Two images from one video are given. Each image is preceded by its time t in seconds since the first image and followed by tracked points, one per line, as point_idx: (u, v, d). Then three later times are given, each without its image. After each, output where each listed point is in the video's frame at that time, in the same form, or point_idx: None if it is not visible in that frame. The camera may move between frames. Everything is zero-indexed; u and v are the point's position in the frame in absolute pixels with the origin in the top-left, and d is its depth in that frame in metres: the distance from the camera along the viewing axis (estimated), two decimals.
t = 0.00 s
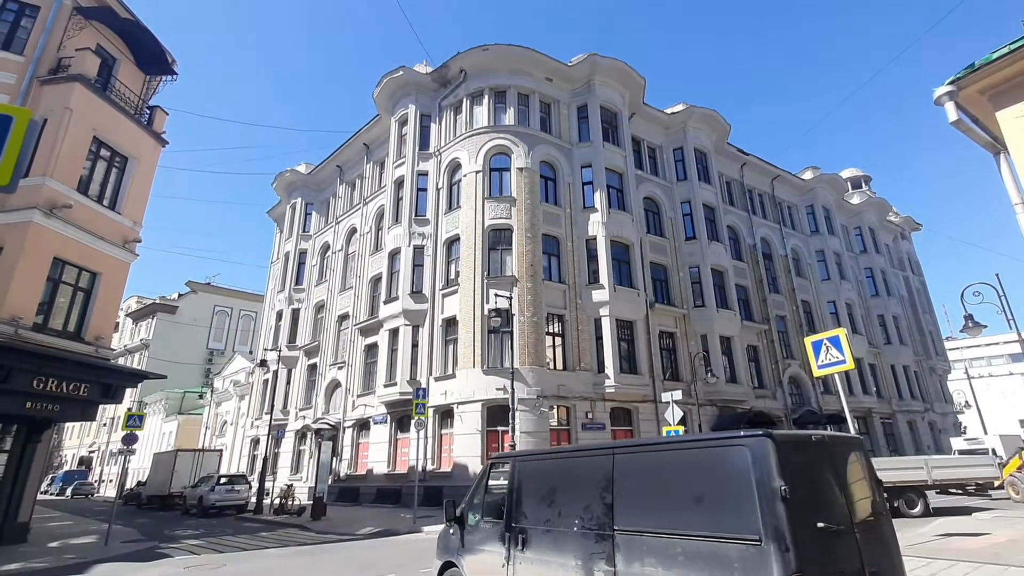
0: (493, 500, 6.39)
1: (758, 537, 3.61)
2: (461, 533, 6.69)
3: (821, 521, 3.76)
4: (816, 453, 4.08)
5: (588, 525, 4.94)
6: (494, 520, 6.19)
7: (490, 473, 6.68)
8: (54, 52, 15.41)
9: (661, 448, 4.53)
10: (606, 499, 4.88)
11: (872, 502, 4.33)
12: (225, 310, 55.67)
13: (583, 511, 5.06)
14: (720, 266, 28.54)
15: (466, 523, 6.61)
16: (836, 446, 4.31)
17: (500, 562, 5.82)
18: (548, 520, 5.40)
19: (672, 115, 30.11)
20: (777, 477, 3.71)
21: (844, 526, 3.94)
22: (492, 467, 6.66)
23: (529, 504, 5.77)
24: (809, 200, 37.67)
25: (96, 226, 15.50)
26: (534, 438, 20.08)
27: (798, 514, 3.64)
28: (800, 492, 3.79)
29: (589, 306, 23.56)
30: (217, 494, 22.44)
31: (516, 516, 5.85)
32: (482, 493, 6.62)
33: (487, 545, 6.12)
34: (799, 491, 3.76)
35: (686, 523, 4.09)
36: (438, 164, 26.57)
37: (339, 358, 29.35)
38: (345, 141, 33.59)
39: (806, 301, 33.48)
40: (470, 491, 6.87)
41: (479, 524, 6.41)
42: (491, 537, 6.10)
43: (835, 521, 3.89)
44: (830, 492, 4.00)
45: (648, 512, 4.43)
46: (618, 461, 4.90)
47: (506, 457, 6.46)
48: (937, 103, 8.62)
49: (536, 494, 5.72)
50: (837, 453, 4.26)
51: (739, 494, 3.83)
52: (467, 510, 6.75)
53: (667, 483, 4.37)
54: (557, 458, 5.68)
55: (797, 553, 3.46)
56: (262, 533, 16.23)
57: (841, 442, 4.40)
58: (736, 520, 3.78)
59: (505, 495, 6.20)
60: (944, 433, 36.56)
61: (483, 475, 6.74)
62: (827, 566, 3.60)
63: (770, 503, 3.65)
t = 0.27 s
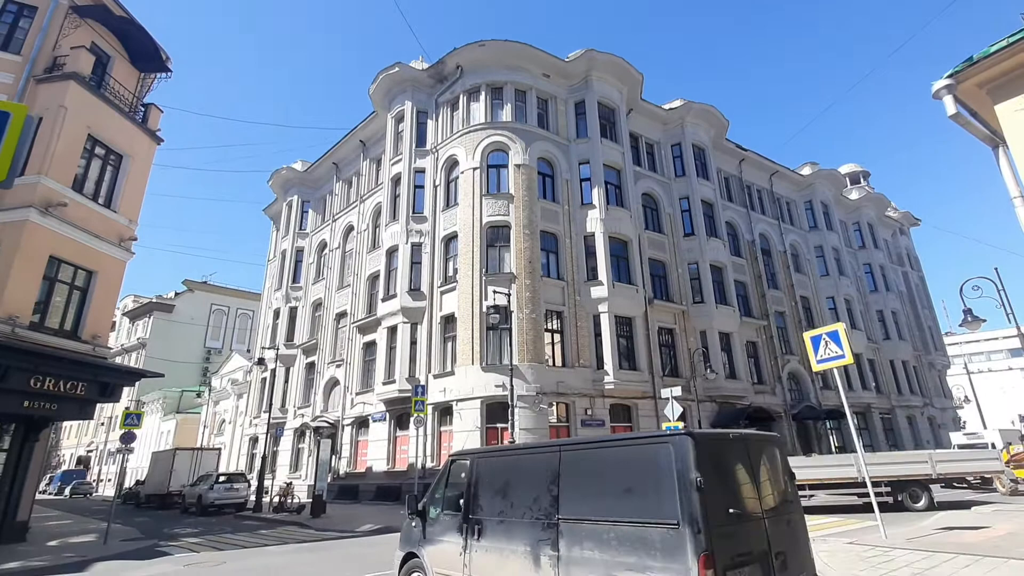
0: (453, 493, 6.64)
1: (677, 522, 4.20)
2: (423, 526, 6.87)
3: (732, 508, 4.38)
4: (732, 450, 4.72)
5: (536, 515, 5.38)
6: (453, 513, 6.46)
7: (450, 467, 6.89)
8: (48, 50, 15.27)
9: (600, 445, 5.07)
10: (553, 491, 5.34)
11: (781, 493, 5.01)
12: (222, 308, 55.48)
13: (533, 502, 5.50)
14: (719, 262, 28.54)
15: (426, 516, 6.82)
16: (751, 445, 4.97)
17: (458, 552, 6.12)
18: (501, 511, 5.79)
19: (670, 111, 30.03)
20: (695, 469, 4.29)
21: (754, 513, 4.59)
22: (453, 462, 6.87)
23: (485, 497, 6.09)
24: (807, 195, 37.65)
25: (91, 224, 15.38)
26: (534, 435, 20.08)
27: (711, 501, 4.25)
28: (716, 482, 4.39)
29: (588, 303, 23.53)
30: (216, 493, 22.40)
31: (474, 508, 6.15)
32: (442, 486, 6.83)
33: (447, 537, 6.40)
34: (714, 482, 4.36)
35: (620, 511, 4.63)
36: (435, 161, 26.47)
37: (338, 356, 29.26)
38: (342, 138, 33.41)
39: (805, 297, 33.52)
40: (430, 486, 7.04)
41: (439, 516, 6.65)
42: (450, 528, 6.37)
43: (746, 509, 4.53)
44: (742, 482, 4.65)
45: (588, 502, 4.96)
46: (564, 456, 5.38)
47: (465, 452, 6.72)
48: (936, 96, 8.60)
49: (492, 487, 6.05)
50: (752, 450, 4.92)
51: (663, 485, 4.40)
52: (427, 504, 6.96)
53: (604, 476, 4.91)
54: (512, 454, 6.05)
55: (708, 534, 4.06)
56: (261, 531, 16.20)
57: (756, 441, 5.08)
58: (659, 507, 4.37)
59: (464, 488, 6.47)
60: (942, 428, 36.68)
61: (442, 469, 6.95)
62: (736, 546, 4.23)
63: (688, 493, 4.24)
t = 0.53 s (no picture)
0: (414, 491, 7.02)
1: (610, 510, 4.85)
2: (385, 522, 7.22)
3: (658, 498, 5.08)
4: (660, 448, 5.47)
5: (490, 509, 5.92)
6: (413, 509, 6.85)
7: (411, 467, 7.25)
8: (47, 52, 15.32)
9: (548, 445, 5.70)
10: (505, 487, 5.90)
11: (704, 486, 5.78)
12: (223, 310, 55.62)
13: (487, 497, 6.02)
14: (718, 259, 28.57)
15: (388, 513, 7.18)
16: (677, 443, 5.74)
17: (418, 546, 6.54)
18: (458, 507, 6.26)
19: (669, 109, 30.05)
20: (626, 464, 4.97)
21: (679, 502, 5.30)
22: (415, 462, 7.23)
23: (444, 493, 6.54)
24: (807, 191, 37.65)
25: (92, 227, 15.45)
26: (536, 433, 20.13)
27: (640, 491, 4.94)
28: (644, 475, 5.10)
29: (589, 301, 23.58)
30: (220, 493, 22.49)
31: (433, 504, 6.59)
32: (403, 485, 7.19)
33: (408, 532, 6.79)
34: (643, 475, 5.07)
35: (563, 503, 5.26)
36: (435, 161, 26.53)
37: (339, 356, 29.35)
38: (342, 138, 33.48)
39: (805, 293, 33.53)
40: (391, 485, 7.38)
41: (400, 513, 7.03)
42: (410, 524, 6.77)
43: (671, 498, 5.24)
44: (668, 476, 5.37)
45: (535, 496, 5.56)
46: (516, 455, 5.95)
47: (427, 452, 7.10)
48: (934, 91, 8.60)
49: (452, 485, 6.51)
50: (678, 448, 5.69)
51: (600, 478, 5.06)
52: (389, 502, 7.31)
53: (550, 471, 5.56)
54: (469, 453, 6.54)
55: (636, 520, 4.73)
56: (265, 531, 16.27)
57: (682, 440, 5.85)
58: (596, 497, 5.03)
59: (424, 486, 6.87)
60: (943, 423, 36.69)
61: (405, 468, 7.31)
62: (660, 531, 4.92)
63: (620, 484, 4.91)
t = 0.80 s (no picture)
0: (372, 491, 7.54)
1: (554, 504, 5.56)
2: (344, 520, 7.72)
3: (595, 493, 5.81)
4: (600, 450, 6.24)
5: (445, 506, 6.54)
6: (371, 507, 7.39)
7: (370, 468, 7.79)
8: (49, 52, 15.37)
9: (500, 447, 6.38)
10: (461, 486, 6.53)
11: (640, 483, 6.54)
12: (225, 309, 55.75)
13: (442, 495, 6.65)
14: (719, 257, 28.57)
15: (347, 512, 7.67)
16: (616, 446, 6.52)
17: (376, 542, 7.10)
18: (416, 505, 6.86)
19: (670, 106, 30.03)
20: (569, 464, 5.70)
21: (615, 498, 6.04)
22: (374, 463, 7.75)
23: (402, 492, 7.12)
24: (808, 188, 37.62)
25: (95, 227, 15.54)
26: (538, 431, 20.18)
27: (581, 488, 5.66)
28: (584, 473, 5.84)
29: (590, 299, 23.62)
30: (223, 492, 22.59)
31: (391, 502, 7.15)
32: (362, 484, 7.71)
33: (366, 529, 7.32)
34: (585, 474, 5.80)
35: (513, 499, 5.94)
36: (435, 160, 26.56)
37: (341, 355, 29.44)
38: (343, 137, 33.53)
39: (806, 291, 33.53)
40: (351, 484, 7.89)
41: (359, 511, 7.54)
42: (369, 522, 7.31)
43: (608, 494, 5.99)
44: (607, 474, 6.13)
45: (488, 493, 6.22)
46: (472, 457, 6.61)
47: (386, 454, 7.66)
48: (935, 87, 8.61)
49: (410, 484, 7.09)
50: (616, 450, 6.46)
51: (546, 476, 5.77)
52: (348, 500, 7.80)
53: (502, 471, 6.24)
54: (427, 455, 7.15)
55: (575, 512, 5.44)
56: (268, 529, 16.34)
57: (621, 443, 6.63)
58: (543, 493, 5.74)
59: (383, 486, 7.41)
60: (944, 420, 36.69)
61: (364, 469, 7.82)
62: (597, 522, 5.64)
63: (564, 481, 5.63)
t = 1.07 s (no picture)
0: (326, 490, 7.58)
1: (503, 499, 5.84)
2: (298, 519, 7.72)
3: (542, 488, 6.12)
4: (547, 448, 6.52)
5: (400, 502, 6.69)
6: (326, 506, 7.42)
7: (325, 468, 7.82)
8: (49, 49, 15.33)
9: (453, 446, 6.59)
10: (416, 483, 6.70)
11: (584, 478, 6.89)
12: (225, 306, 55.71)
13: (397, 492, 6.79)
14: (719, 255, 28.56)
15: (300, 511, 7.66)
16: (563, 444, 6.82)
17: (330, 539, 7.16)
18: (371, 502, 6.98)
19: (670, 104, 29.98)
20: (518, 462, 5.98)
21: (559, 492, 6.37)
22: (329, 462, 7.78)
23: (358, 490, 7.21)
24: (808, 186, 37.62)
25: (94, 225, 15.50)
26: (537, 429, 20.20)
27: (528, 483, 5.96)
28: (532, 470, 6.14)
29: (590, 297, 23.62)
30: (222, 489, 22.61)
31: (347, 500, 7.22)
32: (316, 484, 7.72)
33: (320, 527, 7.36)
34: (532, 471, 6.09)
35: (464, 495, 6.18)
36: (436, 157, 26.51)
37: (340, 353, 29.44)
38: (342, 135, 33.49)
39: (806, 289, 33.53)
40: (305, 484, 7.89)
41: (313, 510, 7.56)
42: (323, 520, 7.35)
43: (554, 489, 6.30)
44: (553, 470, 6.44)
45: (441, 489, 6.43)
46: (426, 456, 6.78)
47: (342, 454, 7.70)
48: (936, 86, 8.59)
49: (365, 483, 7.18)
50: (562, 447, 6.76)
51: (496, 473, 6.03)
52: (302, 500, 7.80)
53: (453, 468, 6.46)
54: (382, 454, 7.25)
55: (523, 506, 5.75)
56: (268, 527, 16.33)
57: (568, 442, 6.93)
58: (492, 489, 6.00)
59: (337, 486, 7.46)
60: (944, 418, 36.76)
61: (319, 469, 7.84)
62: (543, 515, 5.96)
63: (513, 478, 5.90)
